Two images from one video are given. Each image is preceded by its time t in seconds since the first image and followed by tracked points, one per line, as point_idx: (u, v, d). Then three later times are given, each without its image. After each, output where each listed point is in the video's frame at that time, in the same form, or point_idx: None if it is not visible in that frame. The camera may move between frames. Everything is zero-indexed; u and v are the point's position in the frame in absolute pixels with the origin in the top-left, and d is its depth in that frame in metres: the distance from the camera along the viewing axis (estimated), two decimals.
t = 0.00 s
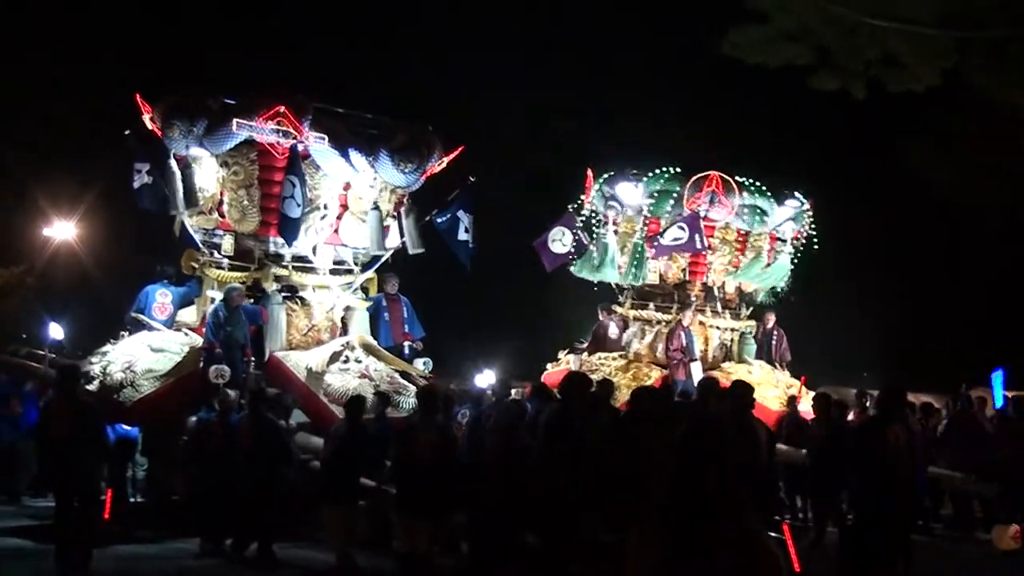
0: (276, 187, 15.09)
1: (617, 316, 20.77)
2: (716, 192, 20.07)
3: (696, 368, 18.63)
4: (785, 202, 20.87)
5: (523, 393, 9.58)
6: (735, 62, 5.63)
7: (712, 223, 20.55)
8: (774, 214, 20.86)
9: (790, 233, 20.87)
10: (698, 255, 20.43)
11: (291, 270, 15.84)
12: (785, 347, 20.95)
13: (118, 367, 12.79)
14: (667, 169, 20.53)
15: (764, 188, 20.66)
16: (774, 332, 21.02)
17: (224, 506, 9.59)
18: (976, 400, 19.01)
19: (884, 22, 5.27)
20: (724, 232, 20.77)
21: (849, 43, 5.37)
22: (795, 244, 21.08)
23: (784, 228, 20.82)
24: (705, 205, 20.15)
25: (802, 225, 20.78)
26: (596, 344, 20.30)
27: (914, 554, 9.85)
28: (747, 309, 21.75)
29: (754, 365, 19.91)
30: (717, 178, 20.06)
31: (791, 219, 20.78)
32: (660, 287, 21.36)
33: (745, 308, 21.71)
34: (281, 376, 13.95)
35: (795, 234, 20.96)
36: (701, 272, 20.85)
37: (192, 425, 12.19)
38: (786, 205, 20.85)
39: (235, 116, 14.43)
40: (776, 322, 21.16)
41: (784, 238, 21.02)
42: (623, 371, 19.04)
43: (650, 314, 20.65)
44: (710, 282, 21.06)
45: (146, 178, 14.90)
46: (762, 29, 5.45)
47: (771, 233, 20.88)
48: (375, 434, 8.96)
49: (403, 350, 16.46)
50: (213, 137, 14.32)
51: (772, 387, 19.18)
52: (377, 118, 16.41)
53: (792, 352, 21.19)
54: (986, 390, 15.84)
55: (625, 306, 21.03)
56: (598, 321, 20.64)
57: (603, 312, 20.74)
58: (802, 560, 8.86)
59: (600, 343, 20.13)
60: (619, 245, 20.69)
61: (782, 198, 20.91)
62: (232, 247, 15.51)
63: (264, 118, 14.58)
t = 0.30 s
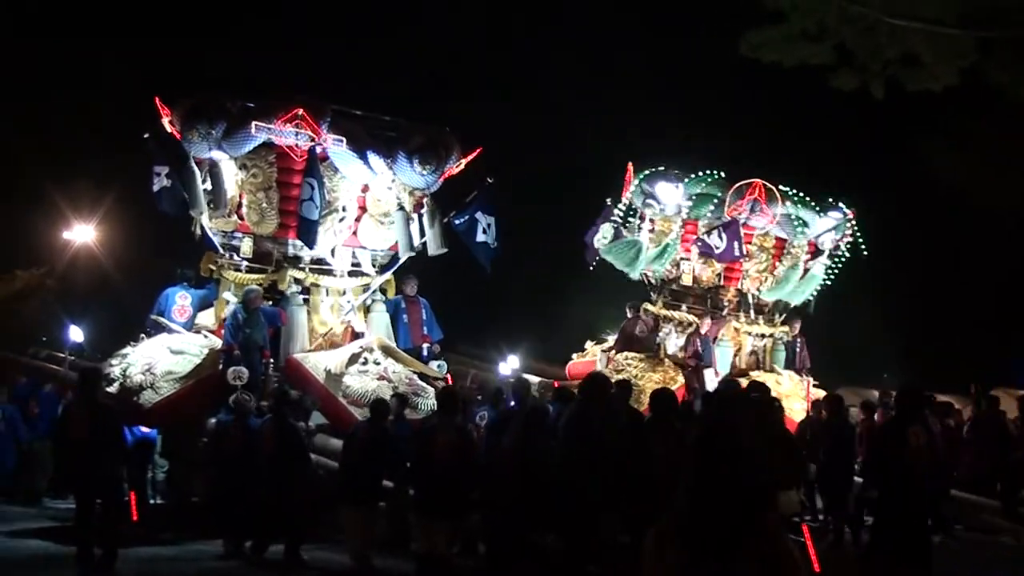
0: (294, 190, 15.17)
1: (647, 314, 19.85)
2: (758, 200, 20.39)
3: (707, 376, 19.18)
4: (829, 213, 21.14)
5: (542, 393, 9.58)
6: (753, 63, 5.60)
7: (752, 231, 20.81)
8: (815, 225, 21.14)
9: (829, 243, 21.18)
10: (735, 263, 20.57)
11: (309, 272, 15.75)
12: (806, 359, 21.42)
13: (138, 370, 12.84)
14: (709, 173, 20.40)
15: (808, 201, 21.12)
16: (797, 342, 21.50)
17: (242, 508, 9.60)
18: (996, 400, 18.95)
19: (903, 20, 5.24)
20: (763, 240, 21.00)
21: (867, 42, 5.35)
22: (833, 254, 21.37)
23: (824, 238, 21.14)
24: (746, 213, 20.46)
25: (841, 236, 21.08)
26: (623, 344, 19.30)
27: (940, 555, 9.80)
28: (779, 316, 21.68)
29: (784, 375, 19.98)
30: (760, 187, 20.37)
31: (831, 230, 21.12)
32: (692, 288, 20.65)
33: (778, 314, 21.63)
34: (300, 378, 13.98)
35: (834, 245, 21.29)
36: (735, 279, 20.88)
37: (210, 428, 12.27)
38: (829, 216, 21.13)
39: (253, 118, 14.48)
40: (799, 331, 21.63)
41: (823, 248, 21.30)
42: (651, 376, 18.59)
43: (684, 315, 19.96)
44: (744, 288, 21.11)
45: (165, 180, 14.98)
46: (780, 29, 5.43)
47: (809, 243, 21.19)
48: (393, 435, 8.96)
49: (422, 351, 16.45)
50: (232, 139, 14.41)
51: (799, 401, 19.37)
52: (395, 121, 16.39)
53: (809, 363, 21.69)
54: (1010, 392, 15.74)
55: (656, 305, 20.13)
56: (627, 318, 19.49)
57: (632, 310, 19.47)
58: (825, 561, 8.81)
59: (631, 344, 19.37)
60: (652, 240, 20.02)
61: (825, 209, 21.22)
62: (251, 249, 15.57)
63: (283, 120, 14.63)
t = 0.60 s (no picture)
0: (306, 193, 15.48)
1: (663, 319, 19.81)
2: (766, 204, 20.49)
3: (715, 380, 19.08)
4: (834, 216, 21.66)
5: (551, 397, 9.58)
6: (767, 69, 5.61)
7: (759, 235, 21.01)
8: (822, 229, 21.67)
9: (836, 245, 21.76)
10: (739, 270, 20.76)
11: (324, 274, 15.79)
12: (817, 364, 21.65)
13: (150, 371, 12.91)
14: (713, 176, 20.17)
15: (813, 204, 21.44)
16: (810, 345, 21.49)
17: (252, 509, 9.66)
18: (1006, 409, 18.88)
19: (918, 27, 5.24)
20: (768, 244, 21.26)
21: (881, 48, 5.35)
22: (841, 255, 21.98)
23: (831, 241, 21.68)
24: (754, 216, 20.57)
25: (848, 238, 21.65)
26: (634, 351, 18.89)
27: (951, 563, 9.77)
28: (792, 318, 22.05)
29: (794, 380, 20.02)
30: (767, 190, 20.52)
31: (838, 232, 21.67)
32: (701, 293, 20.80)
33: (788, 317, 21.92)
34: (310, 381, 14.00)
35: (841, 248, 21.86)
36: (741, 283, 21.03)
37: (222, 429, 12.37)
38: (835, 219, 21.67)
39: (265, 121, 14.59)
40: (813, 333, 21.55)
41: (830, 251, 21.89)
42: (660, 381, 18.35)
43: (699, 322, 20.20)
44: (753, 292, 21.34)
45: (177, 183, 14.85)
46: (795, 35, 5.44)
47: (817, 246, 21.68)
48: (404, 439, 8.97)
49: (433, 355, 16.42)
50: (245, 142, 14.44)
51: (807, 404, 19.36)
52: (409, 124, 16.48)
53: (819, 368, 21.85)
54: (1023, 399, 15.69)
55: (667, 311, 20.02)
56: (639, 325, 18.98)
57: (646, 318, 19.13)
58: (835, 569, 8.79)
59: (640, 351, 18.89)
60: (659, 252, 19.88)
61: (831, 212, 21.70)
62: (262, 253, 15.38)
63: (295, 123, 14.76)
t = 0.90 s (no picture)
0: (305, 191, 15.17)
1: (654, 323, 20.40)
2: (754, 201, 20.49)
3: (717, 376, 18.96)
4: (823, 211, 21.45)
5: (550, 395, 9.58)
6: (769, 69, 5.61)
7: (748, 232, 20.97)
8: (810, 224, 21.37)
9: (825, 241, 21.42)
10: (728, 265, 20.97)
11: (323, 272, 15.83)
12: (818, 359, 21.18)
13: (149, 370, 12.85)
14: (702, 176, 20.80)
15: (802, 199, 21.19)
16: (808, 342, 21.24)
17: (251, 508, 9.65)
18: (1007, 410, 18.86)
19: (920, 29, 5.21)
20: (758, 241, 21.14)
21: (882, 49, 5.34)
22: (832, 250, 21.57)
23: (819, 237, 21.38)
24: (742, 213, 20.55)
25: (836, 233, 21.36)
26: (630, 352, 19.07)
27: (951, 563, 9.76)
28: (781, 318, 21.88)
29: (790, 375, 19.84)
30: (755, 187, 20.53)
31: (826, 228, 21.39)
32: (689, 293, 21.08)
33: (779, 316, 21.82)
34: (309, 378, 14.02)
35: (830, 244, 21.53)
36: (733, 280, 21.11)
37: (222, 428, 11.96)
38: (823, 214, 21.43)
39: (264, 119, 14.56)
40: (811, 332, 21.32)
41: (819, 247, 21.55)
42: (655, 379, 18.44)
43: (685, 321, 20.60)
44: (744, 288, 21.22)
45: (177, 183, 14.93)
46: (797, 35, 5.44)
47: (805, 244, 21.45)
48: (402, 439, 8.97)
49: (434, 353, 16.46)
50: (244, 141, 14.43)
51: (805, 399, 19.12)
52: (407, 123, 16.54)
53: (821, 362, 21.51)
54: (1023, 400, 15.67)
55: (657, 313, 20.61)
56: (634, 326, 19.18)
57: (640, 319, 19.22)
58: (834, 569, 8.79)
59: (634, 352, 19.09)
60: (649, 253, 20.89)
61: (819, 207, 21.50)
62: (262, 251, 15.39)
63: (294, 122, 14.70)
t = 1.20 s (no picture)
0: (288, 186, 15.24)
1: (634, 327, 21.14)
2: (731, 199, 20.28)
3: (708, 372, 18.50)
4: (801, 209, 21.18)
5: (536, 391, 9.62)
6: (759, 73, 5.65)
7: (726, 231, 20.68)
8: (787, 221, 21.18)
9: (804, 240, 21.37)
10: (708, 270, 20.24)
11: (305, 269, 15.74)
12: (802, 358, 21.08)
13: (135, 366, 12.89)
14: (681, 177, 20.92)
15: (777, 196, 20.86)
16: (791, 341, 21.19)
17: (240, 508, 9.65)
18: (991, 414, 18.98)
19: (910, 33, 5.23)
20: (737, 239, 20.80)
21: (873, 54, 5.38)
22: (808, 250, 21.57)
23: (797, 236, 21.26)
24: (720, 211, 20.35)
25: (815, 232, 21.19)
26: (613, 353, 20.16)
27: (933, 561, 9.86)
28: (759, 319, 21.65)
29: (774, 371, 20.06)
30: (732, 184, 20.30)
31: (805, 226, 21.21)
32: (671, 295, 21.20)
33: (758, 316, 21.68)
34: (296, 373, 13.98)
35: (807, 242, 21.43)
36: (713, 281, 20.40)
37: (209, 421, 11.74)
38: (801, 212, 21.17)
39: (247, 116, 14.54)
40: (793, 331, 21.39)
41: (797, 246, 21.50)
42: (639, 379, 19.20)
43: (666, 323, 20.73)
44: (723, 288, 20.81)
45: (164, 185, 15.01)
46: (787, 38, 5.46)
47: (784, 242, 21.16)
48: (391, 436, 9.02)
49: (422, 349, 16.51)
50: (227, 137, 14.37)
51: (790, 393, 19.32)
52: (389, 120, 16.52)
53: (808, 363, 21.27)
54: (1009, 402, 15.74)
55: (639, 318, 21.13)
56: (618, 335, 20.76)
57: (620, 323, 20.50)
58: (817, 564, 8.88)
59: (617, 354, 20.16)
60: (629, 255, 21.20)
61: (797, 204, 21.25)
62: (247, 249, 15.32)
63: (276, 117, 14.71)
